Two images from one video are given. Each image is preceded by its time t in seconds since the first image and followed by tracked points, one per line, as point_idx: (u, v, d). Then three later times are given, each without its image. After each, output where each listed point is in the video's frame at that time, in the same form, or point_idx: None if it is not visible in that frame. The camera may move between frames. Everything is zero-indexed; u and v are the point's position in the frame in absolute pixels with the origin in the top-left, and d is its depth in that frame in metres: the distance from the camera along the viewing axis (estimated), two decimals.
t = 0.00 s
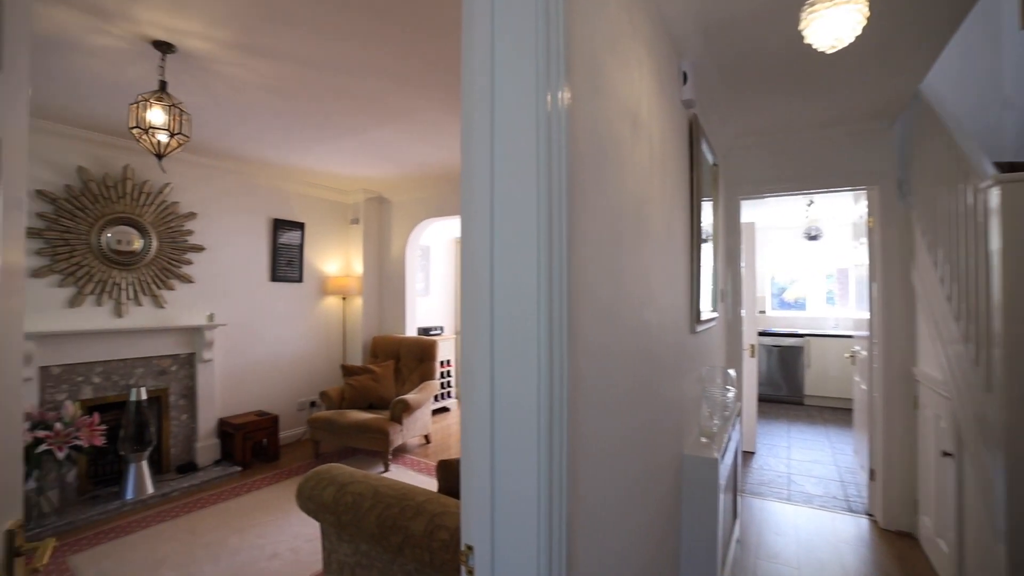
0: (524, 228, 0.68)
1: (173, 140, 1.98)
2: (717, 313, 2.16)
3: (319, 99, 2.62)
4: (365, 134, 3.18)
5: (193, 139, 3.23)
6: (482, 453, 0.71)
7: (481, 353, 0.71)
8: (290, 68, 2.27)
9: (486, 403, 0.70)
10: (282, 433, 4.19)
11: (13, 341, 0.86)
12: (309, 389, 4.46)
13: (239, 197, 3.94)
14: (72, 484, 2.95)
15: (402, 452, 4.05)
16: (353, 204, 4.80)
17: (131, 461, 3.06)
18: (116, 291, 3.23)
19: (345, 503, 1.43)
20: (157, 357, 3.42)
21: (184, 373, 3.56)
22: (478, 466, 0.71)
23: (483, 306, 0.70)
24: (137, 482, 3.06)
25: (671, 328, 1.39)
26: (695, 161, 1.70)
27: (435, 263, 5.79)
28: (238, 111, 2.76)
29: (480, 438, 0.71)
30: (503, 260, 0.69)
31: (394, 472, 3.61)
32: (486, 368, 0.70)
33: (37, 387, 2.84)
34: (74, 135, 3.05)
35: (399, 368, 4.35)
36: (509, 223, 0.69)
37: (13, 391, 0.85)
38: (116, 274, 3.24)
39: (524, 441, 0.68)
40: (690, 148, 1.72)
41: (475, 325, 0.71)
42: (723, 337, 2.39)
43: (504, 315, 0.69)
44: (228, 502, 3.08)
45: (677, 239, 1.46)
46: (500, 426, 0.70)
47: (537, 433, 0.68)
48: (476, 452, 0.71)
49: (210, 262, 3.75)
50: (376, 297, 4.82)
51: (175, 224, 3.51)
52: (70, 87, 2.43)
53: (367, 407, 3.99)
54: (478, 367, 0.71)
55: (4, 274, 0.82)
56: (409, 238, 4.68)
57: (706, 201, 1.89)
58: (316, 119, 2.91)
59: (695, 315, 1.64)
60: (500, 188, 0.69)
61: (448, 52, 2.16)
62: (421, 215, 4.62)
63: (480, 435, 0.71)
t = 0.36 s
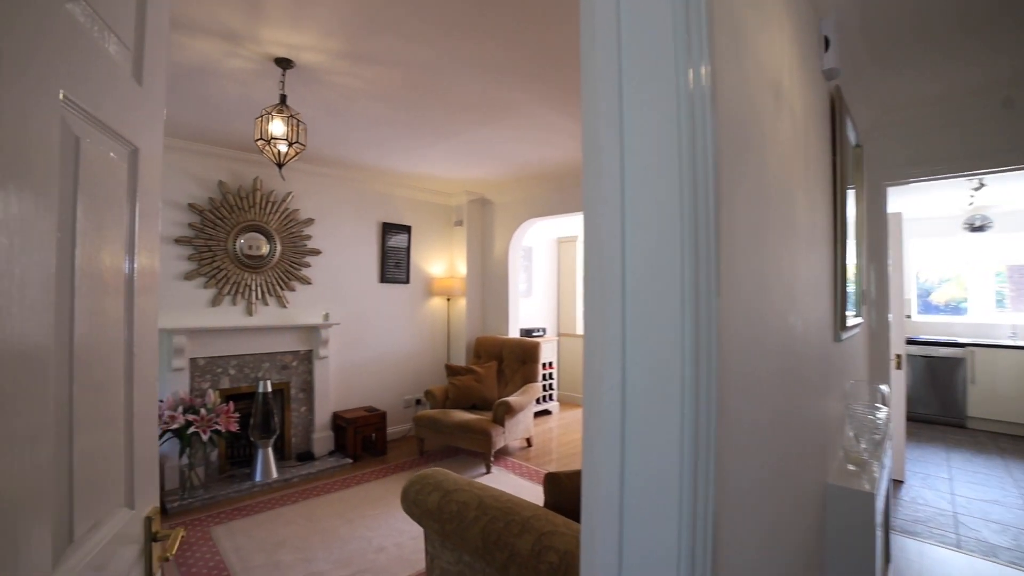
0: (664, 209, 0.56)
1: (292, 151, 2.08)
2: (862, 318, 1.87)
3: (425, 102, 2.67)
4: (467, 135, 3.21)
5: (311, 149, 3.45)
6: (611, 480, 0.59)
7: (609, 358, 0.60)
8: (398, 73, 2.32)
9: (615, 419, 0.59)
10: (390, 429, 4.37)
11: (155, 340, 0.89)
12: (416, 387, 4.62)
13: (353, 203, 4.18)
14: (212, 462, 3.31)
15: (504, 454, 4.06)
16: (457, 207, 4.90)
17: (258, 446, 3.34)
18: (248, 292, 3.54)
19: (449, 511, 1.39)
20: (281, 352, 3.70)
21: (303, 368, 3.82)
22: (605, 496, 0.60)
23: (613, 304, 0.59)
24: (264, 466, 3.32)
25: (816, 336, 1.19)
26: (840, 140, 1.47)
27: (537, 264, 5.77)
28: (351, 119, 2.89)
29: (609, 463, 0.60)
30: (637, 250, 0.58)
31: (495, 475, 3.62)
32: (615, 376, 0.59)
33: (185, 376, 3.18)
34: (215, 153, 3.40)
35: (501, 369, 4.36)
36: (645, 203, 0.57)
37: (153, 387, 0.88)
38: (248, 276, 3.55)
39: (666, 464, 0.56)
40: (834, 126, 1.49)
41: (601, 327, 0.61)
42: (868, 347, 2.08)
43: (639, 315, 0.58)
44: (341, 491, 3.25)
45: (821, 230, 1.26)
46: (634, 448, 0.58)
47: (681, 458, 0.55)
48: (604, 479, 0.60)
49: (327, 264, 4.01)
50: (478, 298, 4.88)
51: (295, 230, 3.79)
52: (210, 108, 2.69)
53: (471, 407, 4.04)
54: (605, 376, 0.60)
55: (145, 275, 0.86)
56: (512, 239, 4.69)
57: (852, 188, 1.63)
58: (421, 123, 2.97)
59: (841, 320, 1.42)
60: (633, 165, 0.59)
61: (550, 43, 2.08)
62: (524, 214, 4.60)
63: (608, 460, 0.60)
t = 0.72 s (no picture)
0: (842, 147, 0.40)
1: (355, 148, 2.03)
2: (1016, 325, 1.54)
3: (491, 94, 2.56)
4: (534, 127, 3.06)
5: (377, 148, 3.44)
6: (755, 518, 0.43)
7: (754, 375, 0.44)
8: (461, 64, 2.21)
9: (766, 458, 0.43)
10: (455, 431, 4.32)
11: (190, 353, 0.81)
12: (481, 390, 4.53)
13: (419, 202, 4.15)
14: (280, 461, 3.35)
15: (571, 463, 3.89)
16: (523, 205, 4.77)
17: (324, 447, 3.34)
18: (315, 292, 3.57)
19: (517, 539, 1.26)
20: (347, 353, 3.71)
21: (368, 368, 3.81)
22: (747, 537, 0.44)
23: (761, 301, 0.43)
24: (329, 467, 3.33)
25: (981, 350, 0.94)
26: (1000, 103, 1.18)
27: (606, 264, 5.53)
28: (414, 115, 2.83)
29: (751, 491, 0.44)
30: (799, 201, 0.42)
31: (562, 486, 3.44)
32: (765, 400, 0.43)
33: (256, 375, 3.26)
34: (285, 155, 3.47)
35: (569, 374, 4.19)
36: (811, 139, 0.41)
37: (190, 403, 0.80)
38: (316, 277, 3.60)
39: (844, 507, 0.40)
40: (992, 88, 1.20)
41: (738, 310, 0.45)
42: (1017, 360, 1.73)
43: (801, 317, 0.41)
44: (404, 496, 3.20)
45: (983, 216, 1.01)
46: (793, 477, 0.42)
47: (875, 529, 0.39)
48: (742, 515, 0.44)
49: (393, 264, 4.00)
50: (545, 299, 4.73)
51: (361, 230, 3.79)
52: (278, 109, 2.72)
53: (537, 413, 3.91)
54: (746, 397, 0.44)
55: (181, 277, 0.78)
56: (581, 237, 4.49)
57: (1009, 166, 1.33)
58: (486, 115, 2.86)
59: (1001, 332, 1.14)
60: (790, 87, 0.42)
61: (624, 18, 1.89)
62: (594, 211, 4.39)
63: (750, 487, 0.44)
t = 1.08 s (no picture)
0: None
1: (380, 139, 1.91)
2: None
3: (524, 80, 2.41)
4: (568, 118, 2.90)
5: (405, 143, 3.34)
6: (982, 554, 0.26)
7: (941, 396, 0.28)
8: (492, 48, 2.08)
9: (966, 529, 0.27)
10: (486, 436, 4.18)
11: (170, 370, 0.68)
12: (513, 394, 4.38)
13: (449, 200, 4.04)
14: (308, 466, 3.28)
15: (608, 472, 3.70)
16: (557, 202, 4.60)
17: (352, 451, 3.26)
18: (344, 293, 3.51)
19: None
20: (376, 355, 3.62)
21: (398, 371, 3.72)
22: None
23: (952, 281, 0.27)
24: (357, 472, 3.25)
25: None
26: None
27: (644, 263, 5.30)
28: (443, 105, 2.71)
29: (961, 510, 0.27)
30: None
31: (599, 497, 3.26)
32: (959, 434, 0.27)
33: (284, 377, 3.21)
34: (314, 153, 3.41)
35: (605, 378, 4.00)
36: None
37: (170, 430, 0.67)
38: (345, 277, 3.53)
39: None
40: None
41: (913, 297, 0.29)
42: None
43: None
44: (433, 504, 3.09)
45: None
46: None
47: None
48: (949, 544, 0.27)
49: (422, 264, 3.89)
50: (580, 300, 4.55)
51: (390, 230, 3.71)
52: (304, 103, 2.65)
53: (572, 419, 3.75)
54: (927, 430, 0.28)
55: (160, 275, 0.65)
56: (618, 235, 4.30)
57: None
58: (517, 104, 2.72)
59: None
60: None
61: None
62: (632, 208, 4.18)
63: (949, 496, 0.27)
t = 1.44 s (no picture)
0: None
1: (387, 125, 1.77)
2: None
3: (541, 61, 2.26)
4: (588, 106, 2.73)
5: (416, 135, 3.20)
6: None
7: None
8: (507, 23, 1.93)
9: None
10: (501, 441, 4.04)
11: (111, 398, 0.51)
12: (530, 397, 4.23)
13: (463, 195, 3.89)
14: (316, 471, 3.16)
15: (630, 480, 3.53)
16: (575, 198, 4.43)
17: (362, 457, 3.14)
18: (354, 292, 3.39)
19: None
20: (387, 357, 3.48)
21: (410, 373, 3.58)
22: None
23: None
24: (367, 479, 3.12)
25: None
26: None
27: (665, 261, 5.11)
28: (455, 91, 2.57)
29: None
30: None
31: (620, 507, 3.09)
32: None
33: (292, 379, 3.09)
34: (323, 147, 3.30)
35: (626, 382, 3.83)
36: None
37: (111, 466, 0.51)
38: (355, 275, 3.40)
39: None
40: None
41: None
42: None
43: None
44: (446, 514, 2.95)
45: None
46: None
47: None
48: None
49: (435, 261, 3.75)
50: (599, 300, 4.38)
51: (402, 226, 3.58)
52: (310, 91, 2.52)
53: (591, 424, 3.58)
54: None
55: (92, 262, 0.47)
56: (639, 231, 4.12)
57: None
58: (534, 90, 2.57)
59: None
60: None
61: None
62: (653, 204, 4.00)
63: None
